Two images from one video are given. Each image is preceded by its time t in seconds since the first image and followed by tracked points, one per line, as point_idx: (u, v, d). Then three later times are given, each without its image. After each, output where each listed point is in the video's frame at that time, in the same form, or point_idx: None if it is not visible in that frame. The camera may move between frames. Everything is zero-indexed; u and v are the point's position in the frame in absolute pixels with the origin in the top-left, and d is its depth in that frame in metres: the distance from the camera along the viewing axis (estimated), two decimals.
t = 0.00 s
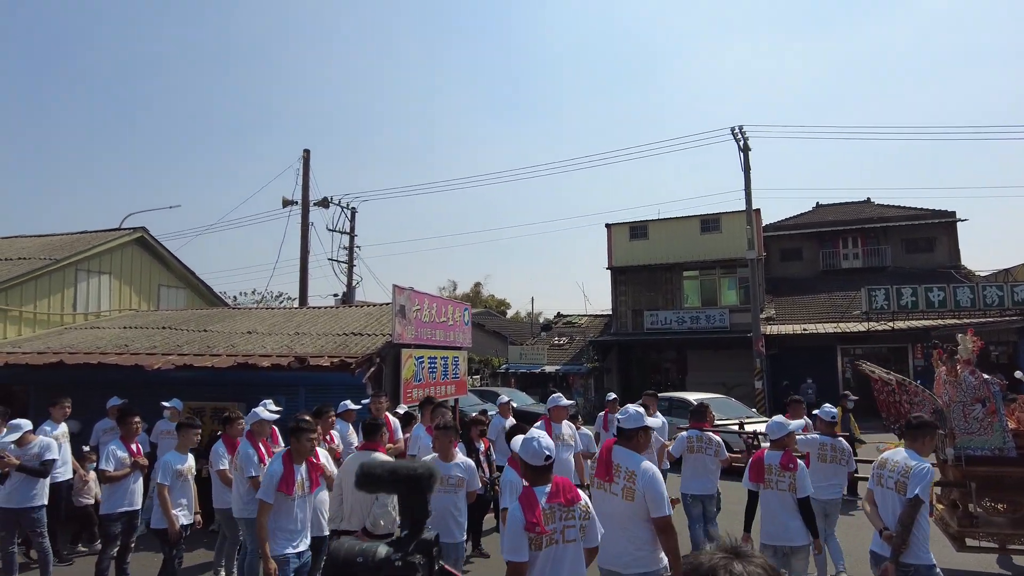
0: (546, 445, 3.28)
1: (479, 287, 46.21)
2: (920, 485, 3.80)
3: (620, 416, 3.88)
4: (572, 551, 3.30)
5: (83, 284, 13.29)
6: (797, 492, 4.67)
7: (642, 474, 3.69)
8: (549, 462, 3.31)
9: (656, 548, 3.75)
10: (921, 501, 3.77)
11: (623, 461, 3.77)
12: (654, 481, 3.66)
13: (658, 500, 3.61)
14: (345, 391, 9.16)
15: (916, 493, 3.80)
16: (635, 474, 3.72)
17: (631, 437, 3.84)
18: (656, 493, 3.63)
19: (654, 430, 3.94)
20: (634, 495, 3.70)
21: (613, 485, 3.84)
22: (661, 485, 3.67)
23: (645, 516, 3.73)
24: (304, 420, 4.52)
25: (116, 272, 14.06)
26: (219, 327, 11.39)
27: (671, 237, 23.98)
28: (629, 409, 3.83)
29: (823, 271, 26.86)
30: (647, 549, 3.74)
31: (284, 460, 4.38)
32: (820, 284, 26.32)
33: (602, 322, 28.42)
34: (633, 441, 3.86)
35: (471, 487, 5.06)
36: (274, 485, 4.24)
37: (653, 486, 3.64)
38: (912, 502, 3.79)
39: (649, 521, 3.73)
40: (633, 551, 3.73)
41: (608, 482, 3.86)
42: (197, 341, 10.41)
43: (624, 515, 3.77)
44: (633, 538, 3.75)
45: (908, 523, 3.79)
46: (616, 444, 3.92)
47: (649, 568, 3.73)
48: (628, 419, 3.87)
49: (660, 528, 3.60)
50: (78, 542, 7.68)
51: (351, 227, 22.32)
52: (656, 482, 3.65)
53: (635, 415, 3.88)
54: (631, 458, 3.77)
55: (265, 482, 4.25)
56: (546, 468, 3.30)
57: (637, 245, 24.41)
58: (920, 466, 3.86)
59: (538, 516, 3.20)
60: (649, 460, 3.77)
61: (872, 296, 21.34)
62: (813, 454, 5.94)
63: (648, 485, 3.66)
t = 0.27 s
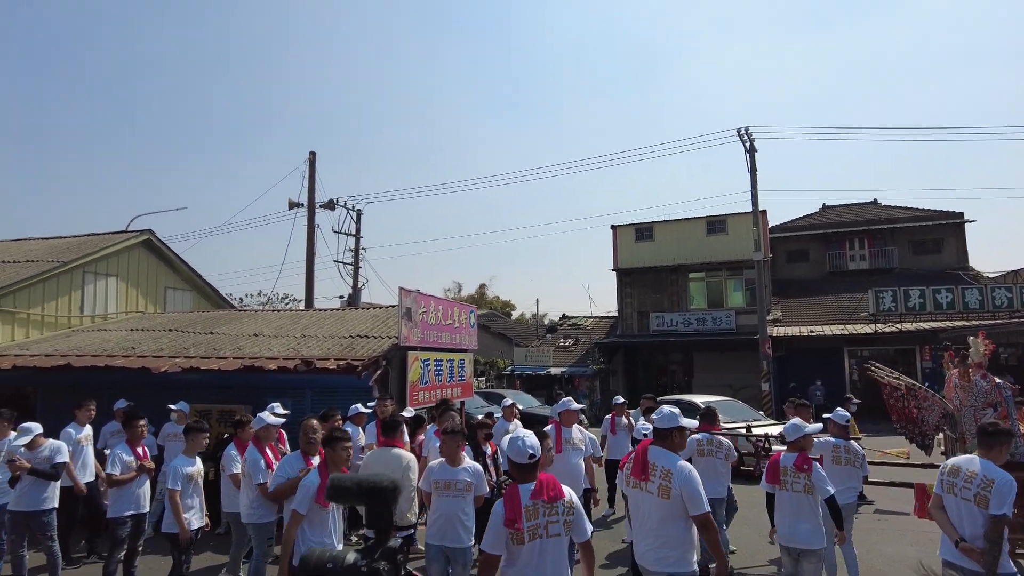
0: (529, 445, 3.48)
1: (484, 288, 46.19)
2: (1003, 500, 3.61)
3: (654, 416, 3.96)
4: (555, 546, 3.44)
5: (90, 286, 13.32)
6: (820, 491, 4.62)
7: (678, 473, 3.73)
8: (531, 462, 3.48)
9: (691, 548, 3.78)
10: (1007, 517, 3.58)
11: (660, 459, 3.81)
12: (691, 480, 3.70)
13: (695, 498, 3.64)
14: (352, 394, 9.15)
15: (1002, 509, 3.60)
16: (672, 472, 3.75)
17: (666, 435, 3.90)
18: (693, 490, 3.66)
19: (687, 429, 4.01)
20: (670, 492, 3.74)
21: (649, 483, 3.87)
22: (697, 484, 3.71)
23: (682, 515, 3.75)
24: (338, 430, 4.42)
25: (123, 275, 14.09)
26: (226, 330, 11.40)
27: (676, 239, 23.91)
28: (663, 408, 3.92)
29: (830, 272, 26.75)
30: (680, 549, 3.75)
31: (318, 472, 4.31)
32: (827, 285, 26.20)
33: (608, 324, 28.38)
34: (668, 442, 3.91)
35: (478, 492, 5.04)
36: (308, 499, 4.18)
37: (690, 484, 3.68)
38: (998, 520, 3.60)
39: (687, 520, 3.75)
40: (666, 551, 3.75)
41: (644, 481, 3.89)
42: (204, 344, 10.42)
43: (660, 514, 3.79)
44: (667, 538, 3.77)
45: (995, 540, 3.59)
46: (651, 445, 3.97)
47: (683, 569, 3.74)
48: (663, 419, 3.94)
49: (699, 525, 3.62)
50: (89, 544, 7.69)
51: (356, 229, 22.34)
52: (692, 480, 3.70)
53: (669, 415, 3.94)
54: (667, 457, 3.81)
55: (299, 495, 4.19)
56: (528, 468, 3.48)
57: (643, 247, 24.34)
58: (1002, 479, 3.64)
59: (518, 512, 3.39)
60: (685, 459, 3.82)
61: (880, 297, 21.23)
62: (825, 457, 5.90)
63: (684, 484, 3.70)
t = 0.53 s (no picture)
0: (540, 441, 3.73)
1: (497, 291, 46.24)
2: None
3: (691, 419, 4.13)
4: (555, 539, 3.61)
5: (109, 290, 13.52)
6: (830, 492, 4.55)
7: (716, 474, 3.87)
8: (539, 459, 3.72)
9: (730, 548, 3.90)
10: None
11: (699, 461, 3.96)
12: (729, 480, 3.82)
13: (733, 497, 3.77)
14: (367, 396, 9.21)
15: None
16: (710, 474, 3.89)
17: (703, 439, 4.05)
18: (731, 490, 3.79)
19: (725, 434, 4.14)
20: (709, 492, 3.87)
21: (689, 485, 4.01)
22: (735, 484, 3.83)
23: (721, 517, 3.88)
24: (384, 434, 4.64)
25: (141, 279, 14.28)
26: (243, 333, 11.53)
27: (690, 241, 23.82)
28: (700, 413, 4.08)
29: (846, 274, 26.51)
30: (718, 550, 3.88)
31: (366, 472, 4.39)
32: (843, 288, 25.97)
33: (621, 327, 28.30)
34: (707, 445, 4.06)
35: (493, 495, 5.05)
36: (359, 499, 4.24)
37: (728, 484, 3.81)
38: None
39: (725, 520, 3.88)
40: (705, 550, 3.88)
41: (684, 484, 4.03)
42: (221, 347, 10.53)
43: (699, 515, 3.92)
44: (705, 538, 3.90)
45: None
46: (691, 448, 4.11)
47: (723, 568, 3.86)
48: (699, 423, 4.10)
49: (737, 524, 3.75)
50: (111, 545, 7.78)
51: (371, 233, 22.48)
52: (730, 480, 3.82)
53: (705, 419, 4.11)
54: (706, 459, 3.95)
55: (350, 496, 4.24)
56: (536, 465, 3.72)
57: (656, 249, 24.28)
58: None
59: (523, 504, 3.64)
60: (722, 461, 3.96)
61: (897, 299, 21.03)
62: (842, 459, 5.86)
63: (723, 484, 3.82)
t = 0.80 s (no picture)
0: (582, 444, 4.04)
1: (526, 298, 46.27)
2: None
3: (745, 419, 4.21)
4: (589, 535, 3.92)
5: (148, 299, 13.90)
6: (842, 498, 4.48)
7: (768, 470, 3.92)
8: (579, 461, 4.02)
9: (788, 541, 3.96)
10: None
11: (752, 458, 4.05)
12: (780, 474, 3.87)
13: (785, 489, 3.82)
14: (398, 402, 9.30)
15: None
16: (762, 470, 3.96)
17: (757, 437, 4.11)
18: (782, 485, 3.83)
19: (782, 431, 4.17)
20: (762, 488, 3.95)
21: (744, 482, 4.10)
22: (788, 478, 3.87)
23: (775, 511, 3.94)
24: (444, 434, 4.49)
25: (178, 288, 14.64)
26: (276, 340, 11.75)
27: (720, 246, 23.56)
28: (753, 413, 4.19)
29: (882, 278, 25.93)
30: (776, 546, 3.95)
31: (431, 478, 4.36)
32: (879, 292, 25.39)
33: (651, 333, 28.07)
34: (761, 441, 4.11)
35: (523, 499, 5.05)
36: (428, 506, 4.22)
37: (779, 479, 3.85)
38: None
39: (780, 515, 3.94)
40: (761, 545, 3.98)
41: (739, 481, 4.13)
42: (255, 354, 10.74)
43: (754, 510, 4.01)
44: (763, 534, 3.98)
45: None
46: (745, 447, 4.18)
47: (781, 561, 3.94)
48: (753, 422, 4.18)
49: (789, 518, 3.78)
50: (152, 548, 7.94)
51: (400, 241, 22.72)
52: (783, 473, 3.87)
53: (758, 417, 4.19)
54: (758, 456, 4.02)
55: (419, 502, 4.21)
56: (576, 466, 4.00)
57: (686, 254, 24.07)
58: None
59: (561, 499, 3.92)
60: (776, 457, 4.00)
61: (935, 303, 20.52)
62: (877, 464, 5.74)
63: (774, 478, 3.88)
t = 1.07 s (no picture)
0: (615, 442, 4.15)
1: (558, 301, 46.18)
2: None
3: (814, 425, 4.20)
4: (619, 529, 4.00)
5: (189, 304, 14.26)
6: (869, 497, 4.60)
7: (836, 474, 3.87)
8: (613, 458, 4.12)
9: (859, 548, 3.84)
10: None
11: (820, 462, 4.01)
12: (848, 479, 3.81)
13: (852, 495, 3.74)
14: (430, 404, 9.36)
15: None
16: (830, 474, 3.91)
17: (828, 441, 4.08)
18: (849, 488, 3.77)
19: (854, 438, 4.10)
20: (829, 492, 3.89)
21: (811, 486, 4.05)
22: (856, 483, 3.80)
23: (843, 516, 3.85)
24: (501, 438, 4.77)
25: (217, 293, 14.99)
26: (312, 343, 11.94)
27: (756, 246, 23.18)
28: (825, 417, 4.16)
29: (924, 278, 25.21)
30: (847, 551, 3.84)
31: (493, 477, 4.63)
32: (922, 292, 24.67)
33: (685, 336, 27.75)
34: (830, 447, 4.08)
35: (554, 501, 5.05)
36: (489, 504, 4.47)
37: (847, 483, 3.78)
38: None
39: (845, 519, 3.84)
40: (829, 550, 3.89)
41: (806, 485, 4.08)
42: (291, 357, 10.93)
43: (821, 515, 3.94)
44: (830, 538, 3.89)
45: None
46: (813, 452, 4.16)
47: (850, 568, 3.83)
48: (823, 427, 4.14)
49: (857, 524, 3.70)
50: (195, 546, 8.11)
51: (433, 245, 22.90)
52: (851, 479, 3.79)
53: (829, 423, 4.15)
54: (827, 461, 3.98)
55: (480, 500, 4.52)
56: (610, 461, 4.11)
57: (721, 255, 23.73)
58: None
59: (593, 494, 4.05)
60: (846, 463, 3.95)
61: (982, 303, 19.81)
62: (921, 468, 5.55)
63: (840, 482, 3.82)
